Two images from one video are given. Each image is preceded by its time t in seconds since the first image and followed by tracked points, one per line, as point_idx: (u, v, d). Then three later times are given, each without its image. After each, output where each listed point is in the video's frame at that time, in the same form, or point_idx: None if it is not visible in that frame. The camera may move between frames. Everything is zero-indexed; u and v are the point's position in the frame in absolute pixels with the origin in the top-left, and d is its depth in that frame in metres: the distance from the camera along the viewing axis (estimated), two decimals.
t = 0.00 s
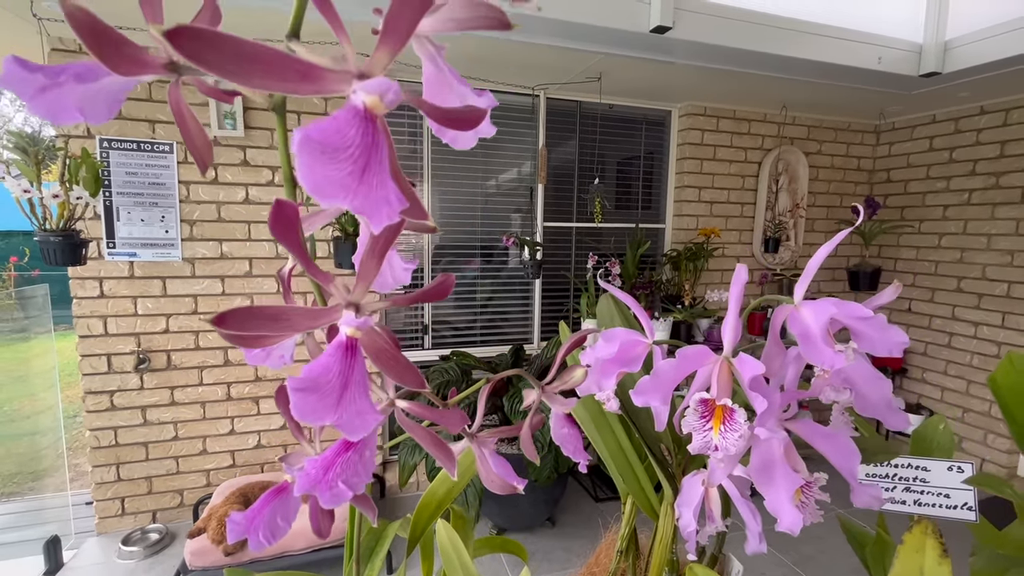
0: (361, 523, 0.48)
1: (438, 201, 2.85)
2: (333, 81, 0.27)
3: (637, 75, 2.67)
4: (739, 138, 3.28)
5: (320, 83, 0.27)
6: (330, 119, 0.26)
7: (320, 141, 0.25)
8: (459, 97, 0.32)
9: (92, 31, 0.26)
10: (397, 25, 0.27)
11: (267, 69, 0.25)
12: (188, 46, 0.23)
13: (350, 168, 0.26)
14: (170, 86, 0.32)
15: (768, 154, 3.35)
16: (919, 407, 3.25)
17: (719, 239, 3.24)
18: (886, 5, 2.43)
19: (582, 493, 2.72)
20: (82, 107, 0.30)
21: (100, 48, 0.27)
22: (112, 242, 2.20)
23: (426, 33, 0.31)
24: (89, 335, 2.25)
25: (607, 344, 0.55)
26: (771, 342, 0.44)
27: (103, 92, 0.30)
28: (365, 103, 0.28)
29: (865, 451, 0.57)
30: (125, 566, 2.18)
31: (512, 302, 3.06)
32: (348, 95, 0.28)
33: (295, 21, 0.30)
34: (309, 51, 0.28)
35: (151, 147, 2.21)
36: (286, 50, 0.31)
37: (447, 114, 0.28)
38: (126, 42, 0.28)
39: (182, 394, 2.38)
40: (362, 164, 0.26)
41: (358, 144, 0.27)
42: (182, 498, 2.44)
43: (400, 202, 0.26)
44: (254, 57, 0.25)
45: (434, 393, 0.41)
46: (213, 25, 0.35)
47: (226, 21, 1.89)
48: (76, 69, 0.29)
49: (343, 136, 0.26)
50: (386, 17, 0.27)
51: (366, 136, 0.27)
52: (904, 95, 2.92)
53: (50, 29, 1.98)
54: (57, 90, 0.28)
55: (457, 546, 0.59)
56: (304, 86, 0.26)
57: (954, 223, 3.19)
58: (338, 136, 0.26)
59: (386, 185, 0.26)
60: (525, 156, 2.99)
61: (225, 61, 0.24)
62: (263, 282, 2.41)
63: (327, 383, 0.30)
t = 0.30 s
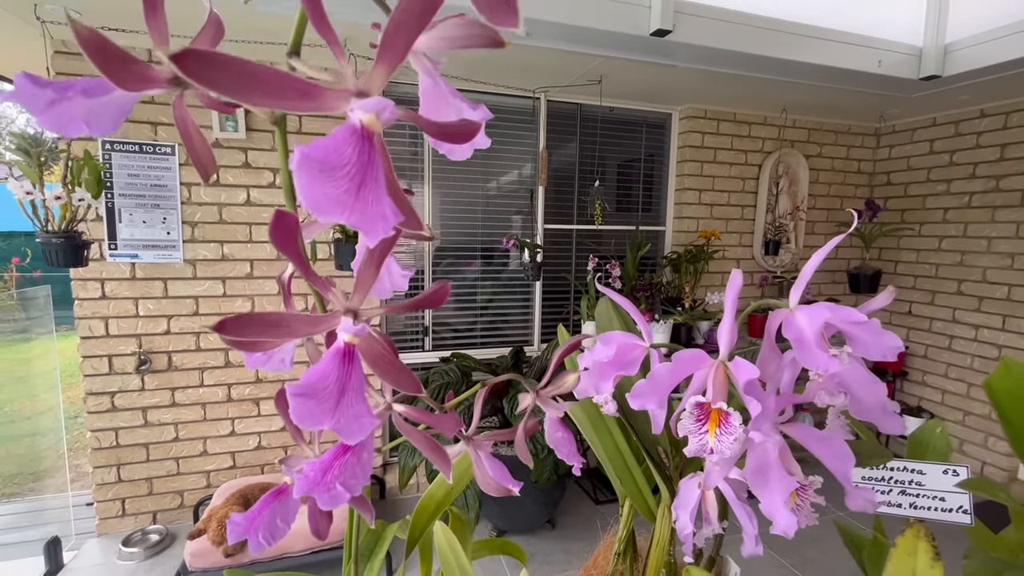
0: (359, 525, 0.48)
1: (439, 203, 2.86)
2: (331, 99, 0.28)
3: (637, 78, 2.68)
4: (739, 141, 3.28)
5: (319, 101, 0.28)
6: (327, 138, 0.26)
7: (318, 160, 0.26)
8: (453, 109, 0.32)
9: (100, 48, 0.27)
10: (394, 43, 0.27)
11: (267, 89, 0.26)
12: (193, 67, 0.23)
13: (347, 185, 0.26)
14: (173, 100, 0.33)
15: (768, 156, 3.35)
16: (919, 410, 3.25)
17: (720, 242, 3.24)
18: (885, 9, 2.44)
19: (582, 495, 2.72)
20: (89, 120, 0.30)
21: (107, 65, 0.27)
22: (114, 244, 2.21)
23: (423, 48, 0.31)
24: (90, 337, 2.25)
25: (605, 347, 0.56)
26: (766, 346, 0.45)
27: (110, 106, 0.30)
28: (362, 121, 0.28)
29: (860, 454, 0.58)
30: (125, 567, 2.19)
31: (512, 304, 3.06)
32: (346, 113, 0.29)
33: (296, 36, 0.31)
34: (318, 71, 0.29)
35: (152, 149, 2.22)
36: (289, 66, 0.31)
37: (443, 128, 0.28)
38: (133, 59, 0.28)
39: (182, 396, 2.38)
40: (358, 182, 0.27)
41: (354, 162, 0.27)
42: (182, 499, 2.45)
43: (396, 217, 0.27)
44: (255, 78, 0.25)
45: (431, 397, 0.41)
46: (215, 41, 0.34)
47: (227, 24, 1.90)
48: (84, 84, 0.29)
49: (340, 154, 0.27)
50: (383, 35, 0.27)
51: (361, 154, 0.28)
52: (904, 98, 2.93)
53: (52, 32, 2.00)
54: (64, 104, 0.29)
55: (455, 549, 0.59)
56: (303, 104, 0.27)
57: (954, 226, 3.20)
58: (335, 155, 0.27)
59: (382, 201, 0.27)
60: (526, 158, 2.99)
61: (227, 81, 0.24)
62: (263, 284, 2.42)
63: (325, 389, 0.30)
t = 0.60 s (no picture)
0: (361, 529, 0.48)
1: (440, 206, 2.87)
2: (338, 128, 0.29)
3: (637, 82, 2.69)
4: (740, 144, 3.29)
5: (326, 130, 0.29)
6: (332, 167, 0.27)
7: (324, 190, 0.27)
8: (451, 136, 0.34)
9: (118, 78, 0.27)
10: (396, 74, 0.28)
11: (275, 118, 0.27)
12: (207, 102, 0.25)
13: (351, 214, 0.27)
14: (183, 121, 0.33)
15: (769, 159, 3.35)
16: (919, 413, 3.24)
17: (720, 245, 3.25)
18: (885, 13, 2.45)
19: (582, 497, 2.73)
20: (104, 142, 0.31)
21: (126, 95, 0.28)
22: (116, 246, 2.23)
23: (427, 75, 0.31)
24: (92, 338, 2.26)
25: (604, 352, 0.56)
26: (763, 353, 0.45)
27: (124, 127, 0.31)
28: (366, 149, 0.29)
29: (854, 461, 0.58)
30: (126, 569, 2.19)
31: (513, 306, 3.07)
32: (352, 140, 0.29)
33: (303, 64, 0.31)
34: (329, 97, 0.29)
35: (155, 151, 2.23)
36: (295, 92, 0.32)
37: (441, 150, 0.29)
38: (148, 86, 0.29)
39: (183, 397, 2.39)
40: (363, 210, 0.28)
41: (360, 190, 0.28)
42: (183, 500, 2.45)
43: (400, 242, 0.27)
44: (271, 107, 0.26)
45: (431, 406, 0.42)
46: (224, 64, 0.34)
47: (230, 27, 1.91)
48: (100, 108, 0.30)
49: (346, 184, 0.28)
50: (388, 64, 0.27)
51: (368, 180, 0.29)
52: (904, 102, 2.93)
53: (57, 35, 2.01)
54: (81, 127, 0.30)
55: (454, 552, 0.60)
56: (309, 134, 0.28)
57: (954, 229, 3.20)
58: (340, 185, 0.27)
59: (386, 227, 0.27)
60: (527, 161, 3.00)
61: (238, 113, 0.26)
62: (265, 286, 2.43)
63: (330, 402, 0.31)
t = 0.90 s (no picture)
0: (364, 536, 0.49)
1: (441, 208, 2.88)
2: (346, 166, 0.29)
3: (639, 85, 2.70)
4: (741, 147, 3.30)
5: (335, 169, 0.29)
6: (342, 210, 0.28)
7: (333, 234, 0.27)
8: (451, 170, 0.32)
9: (140, 122, 0.28)
10: (401, 116, 0.29)
11: (284, 160, 0.27)
12: (227, 148, 0.26)
13: (361, 253, 0.27)
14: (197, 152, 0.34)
15: (770, 162, 3.36)
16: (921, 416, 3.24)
17: (721, 247, 3.26)
18: (886, 17, 2.45)
19: (583, 500, 2.73)
20: (122, 171, 0.32)
21: (149, 137, 0.29)
22: (120, 249, 2.24)
23: (430, 111, 0.32)
24: (95, 340, 2.27)
25: (603, 360, 0.57)
26: (759, 364, 0.46)
27: (141, 158, 0.32)
28: (374, 190, 0.29)
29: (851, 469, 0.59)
30: (127, 570, 2.20)
31: (515, 308, 3.08)
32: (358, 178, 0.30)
33: (314, 104, 0.33)
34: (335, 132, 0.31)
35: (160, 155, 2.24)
36: (306, 126, 0.34)
37: (445, 184, 0.29)
38: (169, 125, 0.30)
39: (186, 399, 2.40)
40: (371, 250, 0.28)
41: (367, 231, 0.29)
42: (185, 502, 2.46)
43: (406, 277, 0.28)
44: (284, 151, 0.27)
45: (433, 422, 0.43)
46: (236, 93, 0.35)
47: (234, 32, 1.93)
48: (120, 142, 0.31)
49: (356, 226, 0.28)
50: (393, 107, 0.28)
51: (375, 222, 0.29)
52: (905, 105, 2.93)
53: (63, 40, 2.03)
54: (101, 158, 0.31)
55: (456, 559, 0.61)
56: (318, 172, 0.29)
57: (956, 233, 3.20)
58: (349, 226, 0.28)
59: (393, 266, 0.28)
60: (528, 163, 3.02)
61: (254, 156, 0.26)
62: (267, 289, 2.44)
63: (337, 422, 0.32)
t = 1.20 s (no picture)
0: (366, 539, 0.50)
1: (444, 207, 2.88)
2: (349, 189, 0.30)
3: (641, 86, 2.70)
4: (744, 147, 3.29)
5: (338, 190, 0.30)
6: (345, 233, 0.28)
7: (337, 257, 0.27)
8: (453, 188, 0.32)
9: (150, 143, 0.29)
10: (402, 141, 0.29)
11: (292, 183, 0.28)
12: (235, 173, 0.27)
13: (364, 275, 0.28)
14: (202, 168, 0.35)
15: (773, 162, 3.35)
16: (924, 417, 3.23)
17: (724, 248, 3.25)
18: (889, 16, 2.45)
19: (585, 500, 2.73)
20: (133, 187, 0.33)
21: (159, 157, 0.29)
22: (125, 249, 2.26)
23: (433, 132, 0.33)
24: (100, 340, 2.29)
25: (604, 363, 0.58)
26: (757, 368, 0.47)
27: (151, 174, 0.33)
28: (376, 213, 0.29)
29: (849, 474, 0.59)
30: (132, 568, 2.21)
31: (517, 309, 3.08)
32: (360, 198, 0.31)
33: (318, 124, 0.34)
34: (339, 153, 0.32)
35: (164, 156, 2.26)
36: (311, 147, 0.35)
37: (446, 203, 0.29)
38: (177, 146, 0.30)
39: (190, 398, 2.41)
40: (374, 272, 0.28)
41: (370, 253, 0.29)
42: (189, 501, 2.48)
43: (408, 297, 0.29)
44: (295, 176, 0.28)
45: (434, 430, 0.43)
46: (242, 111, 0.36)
47: (237, 33, 1.94)
48: (130, 160, 0.32)
49: (358, 248, 0.28)
50: (395, 132, 0.28)
51: (377, 244, 0.30)
52: (908, 105, 2.93)
53: (68, 41, 2.05)
54: (113, 176, 0.32)
55: (456, 559, 0.62)
56: (323, 195, 0.29)
57: (959, 233, 3.19)
58: (353, 249, 0.28)
59: (396, 286, 0.29)
60: (531, 162, 3.02)
61: (261, 178, 0.28)
62: (270, 289, 2.45)
63: (340, 433, 0.32)
